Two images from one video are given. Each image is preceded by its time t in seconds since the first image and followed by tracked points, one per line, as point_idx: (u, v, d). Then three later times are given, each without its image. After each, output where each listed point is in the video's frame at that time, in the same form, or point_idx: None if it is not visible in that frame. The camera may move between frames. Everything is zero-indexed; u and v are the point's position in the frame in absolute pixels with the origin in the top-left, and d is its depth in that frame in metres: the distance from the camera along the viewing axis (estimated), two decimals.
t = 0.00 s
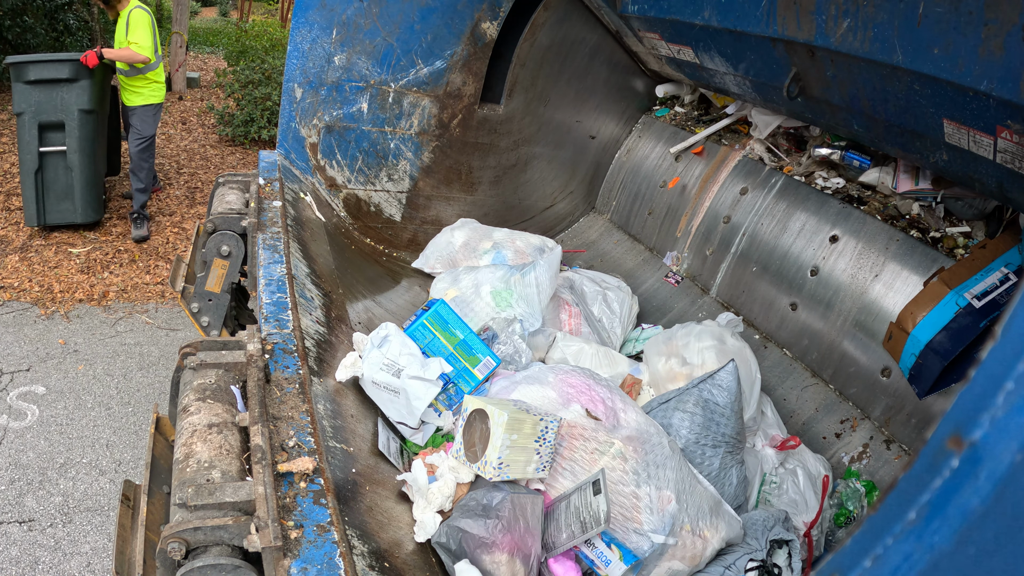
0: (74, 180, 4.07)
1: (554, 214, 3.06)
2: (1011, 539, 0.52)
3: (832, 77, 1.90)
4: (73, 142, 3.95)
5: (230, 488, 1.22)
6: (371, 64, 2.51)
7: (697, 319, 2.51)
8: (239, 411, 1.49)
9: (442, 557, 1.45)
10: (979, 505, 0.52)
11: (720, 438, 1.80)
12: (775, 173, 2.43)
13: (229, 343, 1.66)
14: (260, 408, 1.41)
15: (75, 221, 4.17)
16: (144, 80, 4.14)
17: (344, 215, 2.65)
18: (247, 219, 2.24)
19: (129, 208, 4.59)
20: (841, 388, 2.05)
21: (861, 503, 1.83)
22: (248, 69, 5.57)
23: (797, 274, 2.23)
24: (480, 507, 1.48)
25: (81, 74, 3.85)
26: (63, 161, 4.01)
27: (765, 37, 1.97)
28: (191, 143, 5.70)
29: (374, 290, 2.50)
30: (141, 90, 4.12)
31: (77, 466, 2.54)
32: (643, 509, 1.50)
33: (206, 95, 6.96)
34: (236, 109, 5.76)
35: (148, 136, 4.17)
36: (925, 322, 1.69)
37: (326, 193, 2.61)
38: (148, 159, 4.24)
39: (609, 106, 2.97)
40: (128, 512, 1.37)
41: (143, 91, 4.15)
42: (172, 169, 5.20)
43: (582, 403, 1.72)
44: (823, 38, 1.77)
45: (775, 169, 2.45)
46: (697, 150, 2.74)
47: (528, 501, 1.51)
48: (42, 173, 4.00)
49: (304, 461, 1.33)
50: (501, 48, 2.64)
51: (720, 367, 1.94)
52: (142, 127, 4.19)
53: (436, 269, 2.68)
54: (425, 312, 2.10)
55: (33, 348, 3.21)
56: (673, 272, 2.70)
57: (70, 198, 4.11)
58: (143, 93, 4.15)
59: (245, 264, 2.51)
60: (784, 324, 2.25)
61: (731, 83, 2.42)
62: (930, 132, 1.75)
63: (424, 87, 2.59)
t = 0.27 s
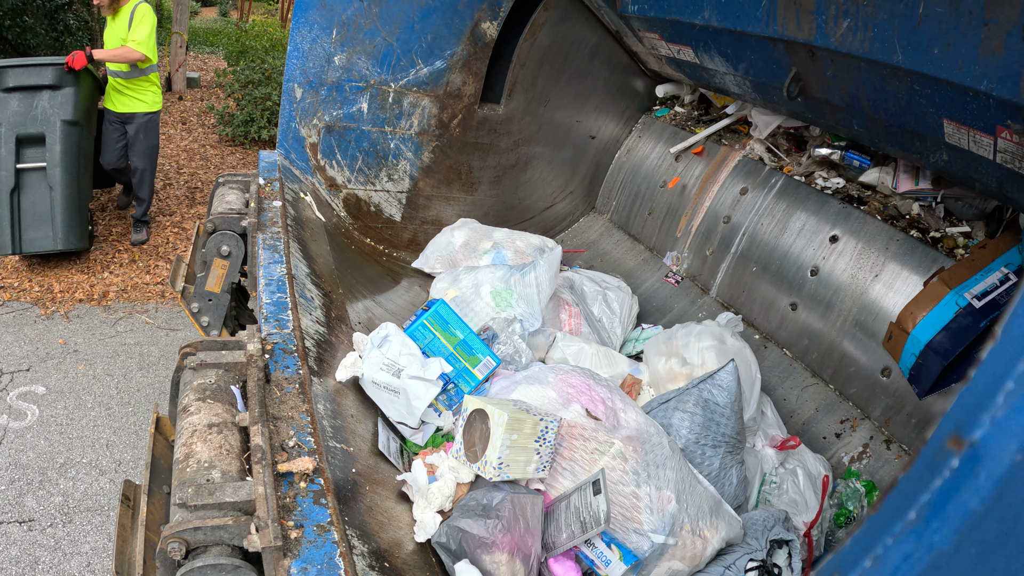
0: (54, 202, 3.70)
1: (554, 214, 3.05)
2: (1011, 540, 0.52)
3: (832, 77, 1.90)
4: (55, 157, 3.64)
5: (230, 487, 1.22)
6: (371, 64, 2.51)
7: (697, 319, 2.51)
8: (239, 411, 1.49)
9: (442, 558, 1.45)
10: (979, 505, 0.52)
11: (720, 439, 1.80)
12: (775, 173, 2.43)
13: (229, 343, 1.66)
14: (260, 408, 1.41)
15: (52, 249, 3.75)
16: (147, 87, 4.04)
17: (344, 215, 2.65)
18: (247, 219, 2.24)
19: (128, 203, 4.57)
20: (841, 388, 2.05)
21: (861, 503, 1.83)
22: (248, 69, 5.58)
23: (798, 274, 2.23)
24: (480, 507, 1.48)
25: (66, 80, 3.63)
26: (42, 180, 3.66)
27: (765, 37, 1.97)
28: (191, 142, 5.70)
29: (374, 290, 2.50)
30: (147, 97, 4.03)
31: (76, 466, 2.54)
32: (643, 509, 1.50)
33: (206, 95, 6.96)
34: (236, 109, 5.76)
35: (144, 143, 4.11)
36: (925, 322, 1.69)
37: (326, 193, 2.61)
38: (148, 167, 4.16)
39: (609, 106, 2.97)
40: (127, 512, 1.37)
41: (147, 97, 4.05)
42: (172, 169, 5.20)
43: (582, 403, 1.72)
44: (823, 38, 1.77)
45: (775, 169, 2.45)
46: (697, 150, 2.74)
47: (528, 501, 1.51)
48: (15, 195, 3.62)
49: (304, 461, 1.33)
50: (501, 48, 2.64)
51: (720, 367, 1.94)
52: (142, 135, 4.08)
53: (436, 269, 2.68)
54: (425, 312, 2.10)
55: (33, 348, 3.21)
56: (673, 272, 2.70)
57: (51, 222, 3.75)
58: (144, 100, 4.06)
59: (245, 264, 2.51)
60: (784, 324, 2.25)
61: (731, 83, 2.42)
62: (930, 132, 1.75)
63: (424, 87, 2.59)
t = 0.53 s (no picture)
0: (21, 239, 3.18)
1: (554, 214, 3.05)
2: (1012, 540, 0.52)
3: (832, 77, 1.90)
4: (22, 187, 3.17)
5: (230, 488, 1.22)
6: (371, 64, 2.51)
7: (697, 319, 2.51)
8: (239, 411, 1.49)
9: (442, 558, 1.45)
10: (979, 505, 0.52)
11: (720, 439, 1.80)
12: (775, 173, 2.43)
13: (229, 343, 1.66)
14: (260, 408, 1.41)
15: (20, 293, 3.18)
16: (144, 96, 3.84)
17: (344, 215, 2.65)
18: (247, 219, 2.24)
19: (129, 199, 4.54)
20: (841, 388, 2.05)
21: (861, 503, 1.83)
22: (248, 69, 5.58)
23: (798, 274, 2.23)
24: (480, 508, 1.48)
25: (32, 95, 3.23)
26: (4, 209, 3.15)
27: (765, 37, 1.97)
28: (191, 143, 5.69)
29: (374, 291, 2.50)
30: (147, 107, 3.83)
31: (76, 466, 2.53)
32: (643, 510, 1.50)
33: (206, 95, 6.96)
34: (236, 109, 5.76)
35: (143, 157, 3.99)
36: (925, 322, 1.69)
37: (326, 193, 2.61)
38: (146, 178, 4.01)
39: (609, 106, 2.97)
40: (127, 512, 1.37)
41: (145, 107, 3.84)
42: (172, 169, 5.20)
43: (582, 403, 1.72)
44: (823, 38, 1.77)
45: (775, 169, 2.45)
46: (697, 150, 2.74)
47: (528, 501, 1.51)
48: None
49: (304, 461, 1.33)
50: (501, 48, 2.64)
51: (720, 367, 1.94)
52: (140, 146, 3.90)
53: (436, 269, 2.68)
54: (425, 312, 2.10)
55: (33, 349, 3.21)
56: (673, 272, 2.70)
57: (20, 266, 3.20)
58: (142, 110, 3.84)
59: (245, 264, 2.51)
60: (784, 324, 2.25)
61: (731, 83, 2.43)
62: (930, 132, 1.75)
63: (424, 87, 2.59)
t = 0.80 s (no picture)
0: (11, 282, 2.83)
1: (554, 214, 3.06)
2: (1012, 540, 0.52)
3: (832, 76, 1.90)
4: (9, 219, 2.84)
5: (230, 488, 1.22)
6: (371, 64, 2.51)
7: (697, 319, 2.50)
8: (239, 411, 1.49)
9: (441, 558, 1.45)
10: (979, 505, 0.52)
11: (720, 439, 1.80)
12: (775, 173, 2.43)
13: (229, 343, 1.66)
14: (260, 408, 1.41)
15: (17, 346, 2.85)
16: (131, 107, 3.62)
17: (344, 215, 2.65)
18: (247, 219, 2.24)
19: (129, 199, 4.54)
20: (841, 388, 2.05)
21: (861, 503, 1.83)
22: (248, 69, 5.59)
23: (798, 274, 2.23)
24: (480, 508, 1.48)
25: (20, 115, 2.92)
26: None
27: (765, 37, 1.97)
28: (191, 143, 5.69)
29: (373, 291, 2.50)
30: (136, 119, 3.61)
31: (76, 466, 2.53)
32: (643, 510, 1.50)
33: (206, 95, 6.96)
34: (236, 109, 5.76)
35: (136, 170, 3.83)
36: (925, 322, 1.69)
37: (326, 193, 2.61)
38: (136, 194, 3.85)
39: (609, 105, 2.97)
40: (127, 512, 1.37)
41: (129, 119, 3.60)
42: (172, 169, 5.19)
43: (582, 403, 1.72)
44: (823, 38, 1.77)
45: (775, 169, 2.45)
46: (697, 150, 2.74)
47: (528, 501, 1.51)
48: None
49: (304, 461, 1.33)
50: (501, 48, 2.64)
51: (720, 367, 1.94)
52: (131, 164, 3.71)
53: (436, 269, 2.68)
54: (425, 312, 2.10)
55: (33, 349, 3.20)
56: (673, 272, 2.70)
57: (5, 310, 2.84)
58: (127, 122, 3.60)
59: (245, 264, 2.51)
60: (784, 324, 2.25)
61: (731, 83, 2.43)
62: (931, 133, 1.75)
63: (424, 87, 2.59)
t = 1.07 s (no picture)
0: (37, 335, 2.54)
1: (554, 214, 3.06)
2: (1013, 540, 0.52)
3: (832, 76, 1.90)
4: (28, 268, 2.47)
5: (230, 488, 1.22)
6: (371, 64, 2.51)
7: (697, 319, 2.51)
8: (239, 411, 1.49)
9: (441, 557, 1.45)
10: (978, 505, 0.52)
11: (720, 439, 1.80)
12: (775, 173, 2.43)
13: (229, 343, 1.66)
14: (260, 408, 1.41)
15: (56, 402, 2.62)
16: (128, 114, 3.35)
17: (344, 215, 2.65)
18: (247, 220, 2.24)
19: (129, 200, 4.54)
20: (841, 387, 2.05)
21: (861, 503, 1.83)
22: (248, 69, 5.60)
23: (797, 274, 2.23)
24: (480, 508, 1.48)
25: (26, 143, 2.35)
26: (12, 306, 2.47)
27: (765, 37, 1.97)
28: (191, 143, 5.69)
29: (373, 291, 2.50)
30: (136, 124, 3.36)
31: (76, 467, 2.53)
32: (643, 510, 1.50)
33: (206, 95, 6.96)
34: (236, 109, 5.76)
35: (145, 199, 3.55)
36: (925, 322, 1.69)
37: (326, 193, 2.61)
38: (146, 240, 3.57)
39: (609, 105, 2.97)
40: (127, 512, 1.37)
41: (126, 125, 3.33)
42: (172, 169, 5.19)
43: (582, 403, 1.72)
44: (823, 38, 1.77)
45: (775, 169, 2.45)
46: (697, 150, 2.74)
47: (528, 500, 1.51)
48: None
49: (304, 461, 1.33)
50: (501, 48, 2.64)
51: (720, 367, 1.94)
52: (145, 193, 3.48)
53: (436, 269, 2.68)
54: (425, 312, 2.10)
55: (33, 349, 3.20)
56: (673, 272, 2.70)
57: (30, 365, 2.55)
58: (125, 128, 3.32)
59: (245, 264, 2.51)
60: (784, 324, 2.25)
61: (731, 83, 2.43)
62: (930, 133, 1.75)
63: (424, 86, 2.59)
